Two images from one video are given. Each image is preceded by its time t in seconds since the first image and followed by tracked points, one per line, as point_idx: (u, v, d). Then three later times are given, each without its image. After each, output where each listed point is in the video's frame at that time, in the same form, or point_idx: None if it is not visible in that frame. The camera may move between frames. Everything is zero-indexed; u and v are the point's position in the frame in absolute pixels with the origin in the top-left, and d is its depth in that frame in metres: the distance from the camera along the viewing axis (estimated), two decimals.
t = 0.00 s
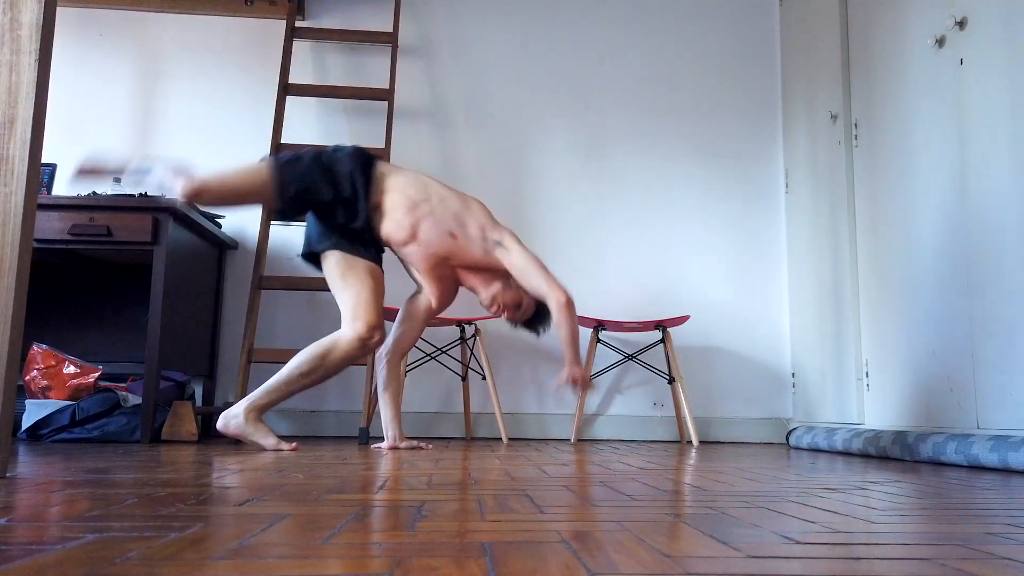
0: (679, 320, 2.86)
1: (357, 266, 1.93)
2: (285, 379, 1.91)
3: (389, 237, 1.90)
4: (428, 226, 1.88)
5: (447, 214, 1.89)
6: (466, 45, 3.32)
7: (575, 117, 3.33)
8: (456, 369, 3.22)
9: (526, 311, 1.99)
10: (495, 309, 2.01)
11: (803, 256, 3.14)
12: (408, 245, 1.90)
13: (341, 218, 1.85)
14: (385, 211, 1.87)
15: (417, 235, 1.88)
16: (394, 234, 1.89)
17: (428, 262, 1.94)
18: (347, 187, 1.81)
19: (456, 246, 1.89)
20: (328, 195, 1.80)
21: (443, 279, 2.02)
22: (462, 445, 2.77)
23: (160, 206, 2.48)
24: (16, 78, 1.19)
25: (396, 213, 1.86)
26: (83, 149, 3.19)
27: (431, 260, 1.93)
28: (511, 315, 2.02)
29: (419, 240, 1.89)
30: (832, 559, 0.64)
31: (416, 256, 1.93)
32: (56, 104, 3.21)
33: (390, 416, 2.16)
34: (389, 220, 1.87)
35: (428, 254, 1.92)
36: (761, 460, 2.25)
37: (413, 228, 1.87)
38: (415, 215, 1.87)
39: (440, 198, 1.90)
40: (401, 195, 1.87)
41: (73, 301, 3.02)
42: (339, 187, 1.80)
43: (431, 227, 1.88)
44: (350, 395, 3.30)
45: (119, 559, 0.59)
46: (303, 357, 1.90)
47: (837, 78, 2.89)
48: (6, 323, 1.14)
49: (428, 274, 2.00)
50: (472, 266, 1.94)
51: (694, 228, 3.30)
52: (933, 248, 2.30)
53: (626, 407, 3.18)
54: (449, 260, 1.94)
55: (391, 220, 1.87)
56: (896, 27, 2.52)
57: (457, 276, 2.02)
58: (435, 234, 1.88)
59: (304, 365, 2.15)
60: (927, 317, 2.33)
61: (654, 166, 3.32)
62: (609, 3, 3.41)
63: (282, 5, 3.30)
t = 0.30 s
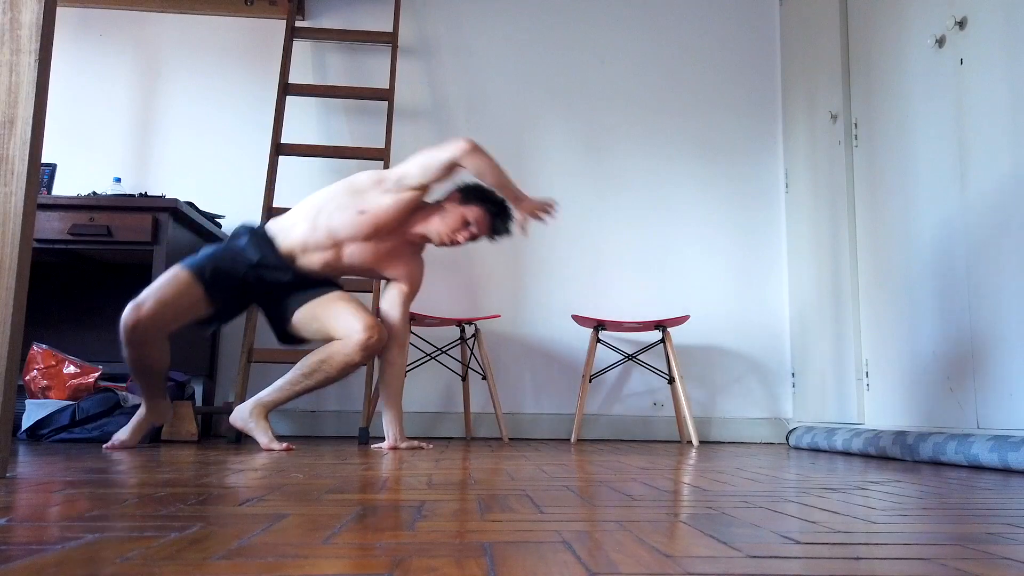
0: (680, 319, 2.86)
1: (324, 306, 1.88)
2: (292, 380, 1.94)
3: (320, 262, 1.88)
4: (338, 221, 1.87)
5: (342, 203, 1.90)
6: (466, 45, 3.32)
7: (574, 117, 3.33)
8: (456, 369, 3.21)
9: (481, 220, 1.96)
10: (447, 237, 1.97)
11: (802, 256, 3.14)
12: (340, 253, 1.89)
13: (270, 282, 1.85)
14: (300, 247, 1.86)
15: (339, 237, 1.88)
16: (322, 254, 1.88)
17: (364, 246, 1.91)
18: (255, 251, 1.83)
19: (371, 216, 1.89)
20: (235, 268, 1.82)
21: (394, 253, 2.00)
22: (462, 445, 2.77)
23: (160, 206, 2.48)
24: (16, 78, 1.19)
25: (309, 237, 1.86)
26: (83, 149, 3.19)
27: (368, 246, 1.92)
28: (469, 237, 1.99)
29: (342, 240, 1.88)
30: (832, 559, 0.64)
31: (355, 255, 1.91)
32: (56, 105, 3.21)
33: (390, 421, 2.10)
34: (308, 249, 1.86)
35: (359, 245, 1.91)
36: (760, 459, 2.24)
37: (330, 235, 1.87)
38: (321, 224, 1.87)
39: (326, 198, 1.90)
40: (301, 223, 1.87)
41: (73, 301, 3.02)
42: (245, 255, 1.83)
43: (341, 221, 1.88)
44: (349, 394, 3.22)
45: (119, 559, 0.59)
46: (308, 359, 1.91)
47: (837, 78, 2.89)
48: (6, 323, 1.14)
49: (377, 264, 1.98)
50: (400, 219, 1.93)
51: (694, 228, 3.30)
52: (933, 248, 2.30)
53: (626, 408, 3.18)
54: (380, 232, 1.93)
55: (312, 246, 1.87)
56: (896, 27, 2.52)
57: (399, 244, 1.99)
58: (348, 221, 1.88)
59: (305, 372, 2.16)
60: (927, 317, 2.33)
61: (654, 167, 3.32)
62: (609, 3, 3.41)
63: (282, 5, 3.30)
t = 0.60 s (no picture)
0: (680, 319, 2.86)
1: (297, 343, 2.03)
2: (288, 382, 2.02)
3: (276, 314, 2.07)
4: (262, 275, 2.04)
5: (255, 258, 2.07)
6: (466, 45, 3.32)
7: (574, 117, 3.33)
8: (456, 369, 3.21)
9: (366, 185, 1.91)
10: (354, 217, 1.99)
11: (802, 256, 3.14)
12: (282, 298, 2.05)
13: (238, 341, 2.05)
14: (250, 312, 2.05)
15: (271, 286, 2.04)
16: (273, 306, 2.05)
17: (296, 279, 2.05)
18: (221, 319, 2.05)
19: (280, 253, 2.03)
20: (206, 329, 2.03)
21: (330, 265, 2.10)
22: (462, 444, 2.77)
23: (160, 206, 2.48)
24: (15, 78, 1.19)
25: (250, 300, 2.04)
26: (83, 149, 3.19)
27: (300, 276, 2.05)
28: (373, 205, 1.96)
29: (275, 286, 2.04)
30: (832, 559, 0.64)
31: (295, 290, 2.06)
32: (56, 104, 3.21)
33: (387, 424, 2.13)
34: (255, 310, 2.04)
35: (291, 280, 2.05)
36: (762, 459, 2.24)
37: (263, 288, 2.04)
38: (251, 286, 2.05)
39: (243, 265, 2.08)
40: (238, 293, 2.06)
41: (73, 301, 3.02)
42: (213, 323, 2.05)
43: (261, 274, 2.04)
44: (350, 393, 3.20)
45: (119, 559, 0.59)
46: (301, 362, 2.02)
47: (837, 78, 2.89)
48: (6, 323, 1.14)
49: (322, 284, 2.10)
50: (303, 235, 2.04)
51: (694, 227, 3.30)
52: (933, 248, 2.30)
53: (626, 408, 3.17)
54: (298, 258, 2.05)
55: (257, 303, 2.04)
56: (896, 27, 2.52)
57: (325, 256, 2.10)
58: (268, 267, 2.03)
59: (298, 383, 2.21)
60: (927, 318, 2.33)
61: (654, 166, 3.32)
62: (609, 3, 3.41)
63: (282, 5, 3.29)
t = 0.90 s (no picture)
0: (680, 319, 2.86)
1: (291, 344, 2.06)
2: (281, 382, 2.02)
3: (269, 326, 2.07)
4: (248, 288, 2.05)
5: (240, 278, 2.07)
6: (466, 45, 3.32)
7: (574, 117, 3.33)
8: (455, 369, 3.21)
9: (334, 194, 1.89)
10: (329, 227, 1.97)
11: (802, 255, 3.14)
12: (269, 309, 2.06)
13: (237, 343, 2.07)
14: (243, 324, 2.06)
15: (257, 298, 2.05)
16: (263, 318, 2.06)
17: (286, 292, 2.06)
18: (222, 324, 2.08)
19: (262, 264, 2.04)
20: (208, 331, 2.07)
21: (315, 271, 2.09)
22: (462, 444, 2.77)
23: (161, 206, 2.48)
24: (15, 78, 1.19)
25: (241, 313, 2.06)
26: (83, 149, 3.19)
27: (284, 285, 2.05)
28: (347, 212, 1.95)
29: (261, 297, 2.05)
30: (832, 559, 0.64)
31: (284, 303, 2.07)
32: (56, 104, 3.21)
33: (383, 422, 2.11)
34: (245, 324, 2.06)
35: (276, 290, 2.05)
36: (762, 459, 2.23)
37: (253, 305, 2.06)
38: (239, 300, 2.07)
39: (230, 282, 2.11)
40: (229, 308, 2.09)
41: (74, 301, 3.02)
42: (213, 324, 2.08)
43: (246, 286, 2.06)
44: (350, 393, 3.19)
45: (119, 559, 0.59)
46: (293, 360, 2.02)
47: (838, 78, 2.89)
48: (6, 323, 1.14)
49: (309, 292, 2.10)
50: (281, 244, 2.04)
51: (694, 227, 3.30)
52: (933, 248, 2.30)
53: (626, 408, 3.17)
54: (279, 267, 2.05)
55: (246, 315, 2.06)
56: (896, 27, 2.52)
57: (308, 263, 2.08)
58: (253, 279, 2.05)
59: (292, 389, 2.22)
60: (927, 318, 2.33)
61: (654, 167, 3.32)
62: (609, 3, 3.41)
63: (282, 5, 3.29)
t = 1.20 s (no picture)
0: (680, 319, 2.86)
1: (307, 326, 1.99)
2: (286, 380, 1.98)
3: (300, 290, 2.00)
4: (302, 249, 1.94)
5: (302, 231, 1.95)
6: (466, 45, 3.32)
7: (574, 117, 3.33)
8: (456, 369, 3.20)
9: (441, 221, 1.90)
10: (413, 242, 1.97)
11: (802, 256, 3.15)
12: (310, 276, 1.97)
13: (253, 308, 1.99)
14: (276, 282, 1.98)
15: (305, 261, 1.95)
16: (299, 282, 1.98)
17: (334, 268, 1.97)
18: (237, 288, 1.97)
19: (330, 237, 1.92)
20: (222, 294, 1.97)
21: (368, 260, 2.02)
22: (462, 444, 2.77)
23: (160, 206, 2.48)
24: (15, 78, 1.19)
25: (281, 269, 1.97)
26: (83, 149, 3.19)
27: (337, 264, 1.97)
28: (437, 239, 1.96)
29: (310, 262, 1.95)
30: (832, 559, 0.64)
31: (329, 276, 1.98)
32: (56, 104, 3.21)
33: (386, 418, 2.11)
34: (282, 278, 1.97)
35: (329, 266, 1.97)
36: (763, 458, 2.23)
37: (298, 264, 1.96)
38: (287, 255, 1.96)
39: (288, 230, 1.98)
40: (270, 258, 1.98)
41: (74, 301, 3.02)
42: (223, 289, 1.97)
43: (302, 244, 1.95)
44: (351, 394, 3.19)
45: (119, 559, 0.59)
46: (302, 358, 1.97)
47: (838, 78, 2.89)
48: (6, 323, 1.14)
49: (355, 277, 2.03)
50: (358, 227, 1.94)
51: (694, 227, 3.30)
52: (933, 248, 2.30)
53: (626, 408, 3.17)
54: (343, 247, 1.95)
55: (285, 272, 1.97)
56: (895, 27, 2.52)
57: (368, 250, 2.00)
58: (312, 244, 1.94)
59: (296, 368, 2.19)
60: (927, 317, 2.33)
61: (655, 166, 3.32)
62: (609, 3, 3.41)
63: (282, 5, 3.30)
